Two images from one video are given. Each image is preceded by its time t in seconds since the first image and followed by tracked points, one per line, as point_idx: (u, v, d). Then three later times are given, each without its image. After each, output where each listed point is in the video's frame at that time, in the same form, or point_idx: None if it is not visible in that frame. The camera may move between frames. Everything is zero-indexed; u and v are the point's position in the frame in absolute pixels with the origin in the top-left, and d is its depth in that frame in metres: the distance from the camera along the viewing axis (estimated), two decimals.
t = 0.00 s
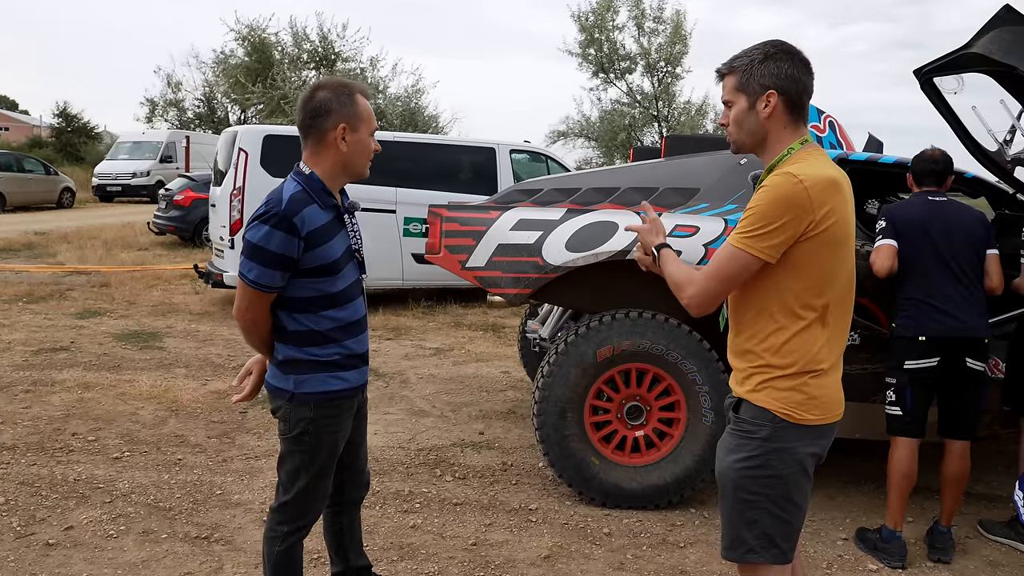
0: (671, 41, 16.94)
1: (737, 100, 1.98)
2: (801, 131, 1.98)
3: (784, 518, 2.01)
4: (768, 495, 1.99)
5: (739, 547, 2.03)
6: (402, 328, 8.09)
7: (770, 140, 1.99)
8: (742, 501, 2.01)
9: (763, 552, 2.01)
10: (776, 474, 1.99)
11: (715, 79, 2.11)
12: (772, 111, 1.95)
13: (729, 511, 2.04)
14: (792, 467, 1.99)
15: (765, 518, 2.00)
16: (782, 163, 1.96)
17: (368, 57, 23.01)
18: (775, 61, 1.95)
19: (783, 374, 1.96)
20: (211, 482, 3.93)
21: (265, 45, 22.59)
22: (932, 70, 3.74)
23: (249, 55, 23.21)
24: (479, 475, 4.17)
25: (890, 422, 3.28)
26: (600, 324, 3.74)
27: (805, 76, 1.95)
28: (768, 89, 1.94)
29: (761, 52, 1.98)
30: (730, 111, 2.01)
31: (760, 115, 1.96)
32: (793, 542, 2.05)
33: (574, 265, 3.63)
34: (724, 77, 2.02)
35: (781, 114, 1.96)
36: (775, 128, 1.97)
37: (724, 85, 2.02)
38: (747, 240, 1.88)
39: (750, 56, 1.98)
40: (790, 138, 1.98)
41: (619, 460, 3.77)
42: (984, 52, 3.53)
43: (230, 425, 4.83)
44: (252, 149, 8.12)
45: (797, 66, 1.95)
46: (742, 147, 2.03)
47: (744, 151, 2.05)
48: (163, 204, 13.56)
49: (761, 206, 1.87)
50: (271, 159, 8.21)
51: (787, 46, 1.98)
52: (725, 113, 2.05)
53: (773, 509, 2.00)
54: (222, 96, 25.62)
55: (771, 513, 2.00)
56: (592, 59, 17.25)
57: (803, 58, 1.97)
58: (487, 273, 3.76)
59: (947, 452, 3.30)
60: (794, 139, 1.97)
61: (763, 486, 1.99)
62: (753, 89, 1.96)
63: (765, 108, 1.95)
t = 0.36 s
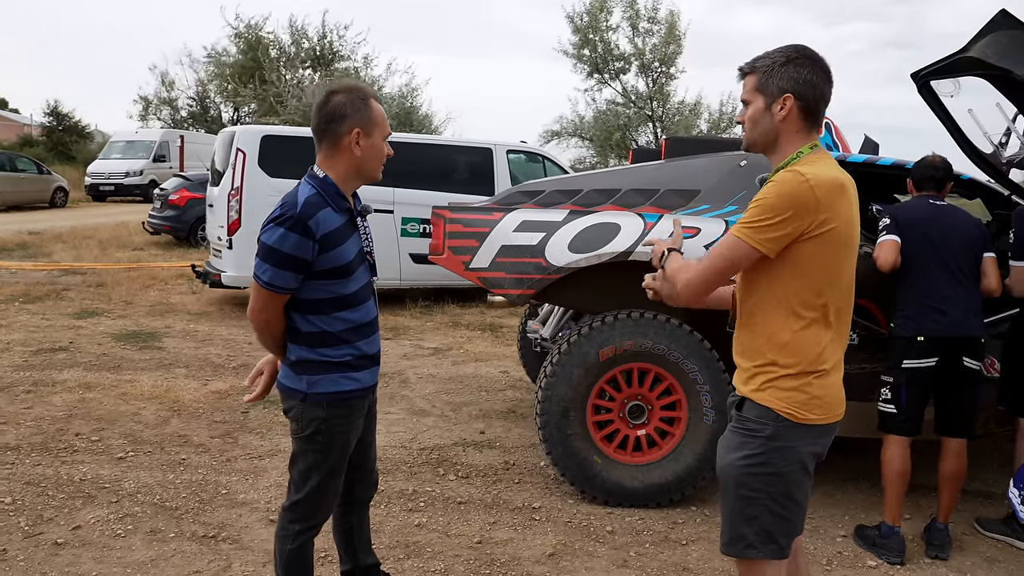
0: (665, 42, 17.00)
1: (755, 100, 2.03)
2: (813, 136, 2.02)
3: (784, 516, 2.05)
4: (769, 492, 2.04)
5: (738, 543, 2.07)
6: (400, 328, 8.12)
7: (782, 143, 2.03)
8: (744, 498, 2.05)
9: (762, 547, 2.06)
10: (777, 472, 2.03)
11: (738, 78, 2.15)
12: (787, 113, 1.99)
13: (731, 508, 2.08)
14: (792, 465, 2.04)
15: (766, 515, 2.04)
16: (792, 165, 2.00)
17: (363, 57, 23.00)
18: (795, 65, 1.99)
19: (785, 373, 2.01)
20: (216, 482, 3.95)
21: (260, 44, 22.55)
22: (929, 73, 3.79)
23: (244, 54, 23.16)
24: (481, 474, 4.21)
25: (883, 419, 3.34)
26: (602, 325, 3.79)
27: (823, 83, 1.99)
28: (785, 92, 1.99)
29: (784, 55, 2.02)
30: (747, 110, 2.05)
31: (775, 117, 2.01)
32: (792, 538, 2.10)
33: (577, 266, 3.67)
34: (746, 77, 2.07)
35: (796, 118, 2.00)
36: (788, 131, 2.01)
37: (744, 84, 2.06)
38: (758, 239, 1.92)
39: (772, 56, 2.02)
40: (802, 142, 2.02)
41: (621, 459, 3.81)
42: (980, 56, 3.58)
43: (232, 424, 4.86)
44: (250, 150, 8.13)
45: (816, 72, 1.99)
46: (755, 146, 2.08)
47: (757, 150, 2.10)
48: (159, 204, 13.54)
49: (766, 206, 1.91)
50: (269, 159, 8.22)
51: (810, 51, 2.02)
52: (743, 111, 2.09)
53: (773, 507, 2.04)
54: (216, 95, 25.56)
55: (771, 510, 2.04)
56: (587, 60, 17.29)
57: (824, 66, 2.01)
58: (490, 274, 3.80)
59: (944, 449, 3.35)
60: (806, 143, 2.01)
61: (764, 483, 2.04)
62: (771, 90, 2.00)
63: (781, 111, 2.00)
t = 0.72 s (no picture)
0: (654, 44, 17.08)
1: (748, 100, 2.08)
2: (803, 139, 2.06)
3: (790, 514, 2.10)
4: (778, 492, 2.08)
5: (746, 542, 2.11)
6: (392, 328, 8.13)
7: (771, 143, 2.07)
8: (753, 497, 2.09)
9: (768, 547, 2.10)
10: (788, 472, 2.08)
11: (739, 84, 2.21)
12: (776, 114, 2.04)
13: (739, 507, 2.12)
14: (802, 464, 2.09)
15: (774, 515, 2.09)
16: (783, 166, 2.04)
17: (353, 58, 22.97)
18: (789, 69, 2.04)
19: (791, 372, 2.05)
20: (211, 482, 3.96)
21: (249, 44, 22.48)
22: (916, 77, 3.86)
23: (233, 54, 23.09)
24: (476, 474, 4.24)
25: (868, 414, 3.42)
26: (596, 324, 3.83)
27: (814, 89, 2.04)
28: (776, 93, 2.03)
29: (780, 59, 2.07)
30: (739, 110, 2.11)
31: (765, 117, 2.06)
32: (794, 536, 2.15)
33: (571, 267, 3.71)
34: (743, 80, 2.13)
35: (785, 119, 2.04)
36: (777, 132, 2.06)
37: (741, 86, 2.13)
38: (756, 233, 1.97)
39: (768, 61, 2.08)
40: (791, 144, 2.06)
41: (615, 457, 3.85)
42: (967, 60, 3.64)
43: (226, 425, 4.86)
44: (241, 150, 8.12)
45: (808, 78, 2.04)
46: (746, 147, 2.13)
47: (747, 151, 2.14)
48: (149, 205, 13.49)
49: (765, 203, 1.96)
50: (260, 160, 8.21)
51: (805, 59, 2.07)
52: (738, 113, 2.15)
53: (781, 506, 2.09)
54: (205, 95, 25.46)
55: (779, 509, 2.09)
56: (577, 62, 17.34)
57: (818, 73, 2.05)
58: (485, 275, 3.83)
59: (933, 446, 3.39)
60: (795, 145, 2.06)
61: (773, 483, 2.08)
62: (763, 91, 2.05)
63: (770, 110, 2.04)
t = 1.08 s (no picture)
0: (646, 43, 17.14)
1: (751, 109, 2.12)
2: (808, 143, 2.11)
3: (774, 503, 2.14)
4: (762, 480, 2.12)
5: (727, 524, 2.16)
6: (385, 326, 8.15)
7: (777, 150, 2.12)
8: (739, 484, 2.14)
9: (750, 532, 2.15)
10: (775, 462, 2.12)
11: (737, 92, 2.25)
12: (781, 121, 2.08)
13: (724, 493, 2.16)
14: (789, 455, 2.13)
15: (755, 501, 2.13)
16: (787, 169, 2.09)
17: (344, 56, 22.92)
18: (790, 77, 2.09)
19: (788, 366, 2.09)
20: (207, 478, 3.98)
21: (240, 41, 22.40)
22: (906, 79, 3.91)
23: (224, 51, 22.99)
24: (471, 470, 4.27)
25: (859, 410, 3.48)
26: (590, 322, 3.87)
27: (815, 95, 2.08)
28: (779, 102, 2.08)
29: (780, 68, 2.11)
30: (743, 119, 2.14)
31: (770, 125, 2.09)
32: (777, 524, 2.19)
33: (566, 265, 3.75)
34: (744, 89, 2.16)
35: (790, 125, 2.09)
36: (783, 138, 2.10)
37: (742, 95, 2.16)
38: (762, 233, 2.01)
39: (768, 70, 2.12)
40: (797, 149, 2.10)
41: (609, 453, 3.89)
42: (957, 62, 3.70)
43: (221, 422, 4.88)
44: (234, 148, 8.11)
45: (809, 84, 2.08)
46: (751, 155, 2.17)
47: (753, 158, 2.18)
48: (139, 203, 13.43)
49: (768, 202, 2.01)
50: (253, 158, 8.20)
51: (804, 66, 2.11)
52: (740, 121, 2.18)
53: (764, 494, 2.13)
54: (195, 92, 25.34)
55: (760, 496, 2.13)
56: (568, 61, 17.38)
57: (817, 79, 2.10)
58: (480, 272, 3.86)
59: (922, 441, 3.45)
60: (800, 149, 2.10)
61: (759, 470, 2.12)
62: (767, 100, 2.09)
63: (775, 119, 2.08)
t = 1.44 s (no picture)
0: (643, 43, 17.18)
1: (771, 108, 2.14)
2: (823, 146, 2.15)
3: (773, 492, 2.18)
4: (761, 470, 2.16)
5: (726, 512, 2.19)
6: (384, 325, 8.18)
7: (792, 150, 2.15)
8: (740, 473, 2.17)
9: (747, 520, 2.18)
10: (776, 451, 2.15)
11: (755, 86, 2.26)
12: (802, 124, 2.11)
13: (724, 483, 2.19)
14: (789, 444, 2.16)
15: (755, 490, 2.17)
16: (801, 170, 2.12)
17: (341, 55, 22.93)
18: (814, 81, 2.12)
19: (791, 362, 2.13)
20: (209, 475, 4.01)
21: (238, 40, 22.39)
22: (903, 78, 3.95)
23: (221, 51, 22.98)
24: (472, 466, 4.30)
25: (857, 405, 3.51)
26: (590, 319, 3.90)
27: (835, 100, 2.13)
28: (802, 105, 2.11)
29: (804, 69, 2.14)
30: (762, 117, 2.16)
31: (790, 126, 2.12)
32: (773, 512, 2.23)
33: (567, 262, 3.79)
34: (765, 86, 2.18)
35: (810, 129, 2.12)
36: (801, 140, 2.13)
37: (762, 92, 2.17)
38: (780, 236, 2.03)
39: (793, 70, 2.14)
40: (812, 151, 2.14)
41: (610, 449, 3.92)
42: (953, 61, 3.75)
43: (223, 419, 4.90)
44: (233, 148, 8.10)
45: (830, 89, 2.12)
46: (766, 151, 2.19)
47: (766, 155, 2.21)
48: (138, 202, 13.44)
49: (787, 206, 2.03)
50: (253, 157, 8.20)
51: (827, 69, 2.15)
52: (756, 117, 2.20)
53: (766, 484, 2.17)
54: (192, 92, 25.32)
55: (760, 485, 2.16)
56: (566, 61, 17.40)
57: (839, 84, 2.14)
58: (482, 270, 3.89)
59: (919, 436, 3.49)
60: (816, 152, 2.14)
61: (759, 460, 2.16)
62: (789, 101, 2.12)
63: (796, 121, 2.12)
